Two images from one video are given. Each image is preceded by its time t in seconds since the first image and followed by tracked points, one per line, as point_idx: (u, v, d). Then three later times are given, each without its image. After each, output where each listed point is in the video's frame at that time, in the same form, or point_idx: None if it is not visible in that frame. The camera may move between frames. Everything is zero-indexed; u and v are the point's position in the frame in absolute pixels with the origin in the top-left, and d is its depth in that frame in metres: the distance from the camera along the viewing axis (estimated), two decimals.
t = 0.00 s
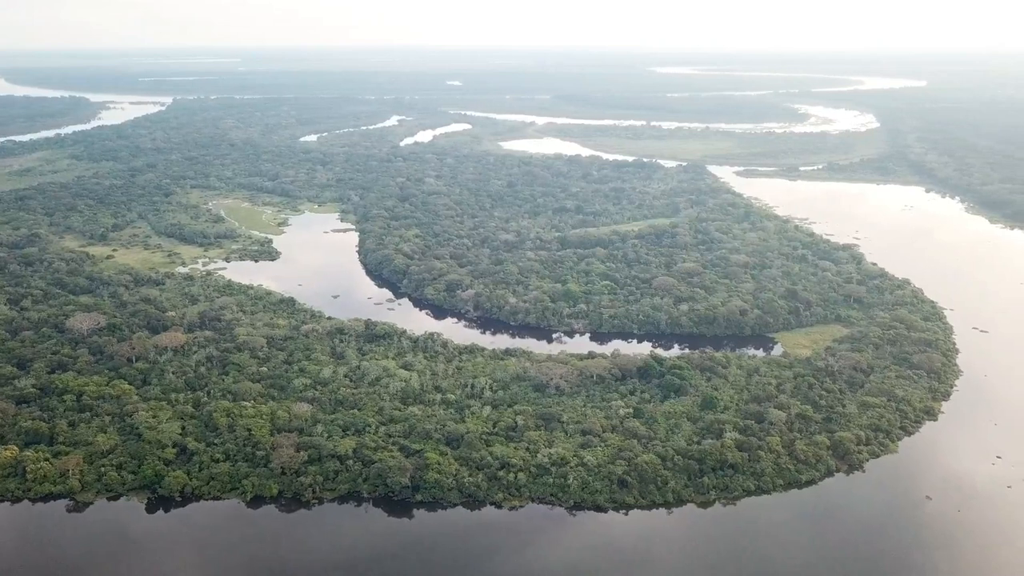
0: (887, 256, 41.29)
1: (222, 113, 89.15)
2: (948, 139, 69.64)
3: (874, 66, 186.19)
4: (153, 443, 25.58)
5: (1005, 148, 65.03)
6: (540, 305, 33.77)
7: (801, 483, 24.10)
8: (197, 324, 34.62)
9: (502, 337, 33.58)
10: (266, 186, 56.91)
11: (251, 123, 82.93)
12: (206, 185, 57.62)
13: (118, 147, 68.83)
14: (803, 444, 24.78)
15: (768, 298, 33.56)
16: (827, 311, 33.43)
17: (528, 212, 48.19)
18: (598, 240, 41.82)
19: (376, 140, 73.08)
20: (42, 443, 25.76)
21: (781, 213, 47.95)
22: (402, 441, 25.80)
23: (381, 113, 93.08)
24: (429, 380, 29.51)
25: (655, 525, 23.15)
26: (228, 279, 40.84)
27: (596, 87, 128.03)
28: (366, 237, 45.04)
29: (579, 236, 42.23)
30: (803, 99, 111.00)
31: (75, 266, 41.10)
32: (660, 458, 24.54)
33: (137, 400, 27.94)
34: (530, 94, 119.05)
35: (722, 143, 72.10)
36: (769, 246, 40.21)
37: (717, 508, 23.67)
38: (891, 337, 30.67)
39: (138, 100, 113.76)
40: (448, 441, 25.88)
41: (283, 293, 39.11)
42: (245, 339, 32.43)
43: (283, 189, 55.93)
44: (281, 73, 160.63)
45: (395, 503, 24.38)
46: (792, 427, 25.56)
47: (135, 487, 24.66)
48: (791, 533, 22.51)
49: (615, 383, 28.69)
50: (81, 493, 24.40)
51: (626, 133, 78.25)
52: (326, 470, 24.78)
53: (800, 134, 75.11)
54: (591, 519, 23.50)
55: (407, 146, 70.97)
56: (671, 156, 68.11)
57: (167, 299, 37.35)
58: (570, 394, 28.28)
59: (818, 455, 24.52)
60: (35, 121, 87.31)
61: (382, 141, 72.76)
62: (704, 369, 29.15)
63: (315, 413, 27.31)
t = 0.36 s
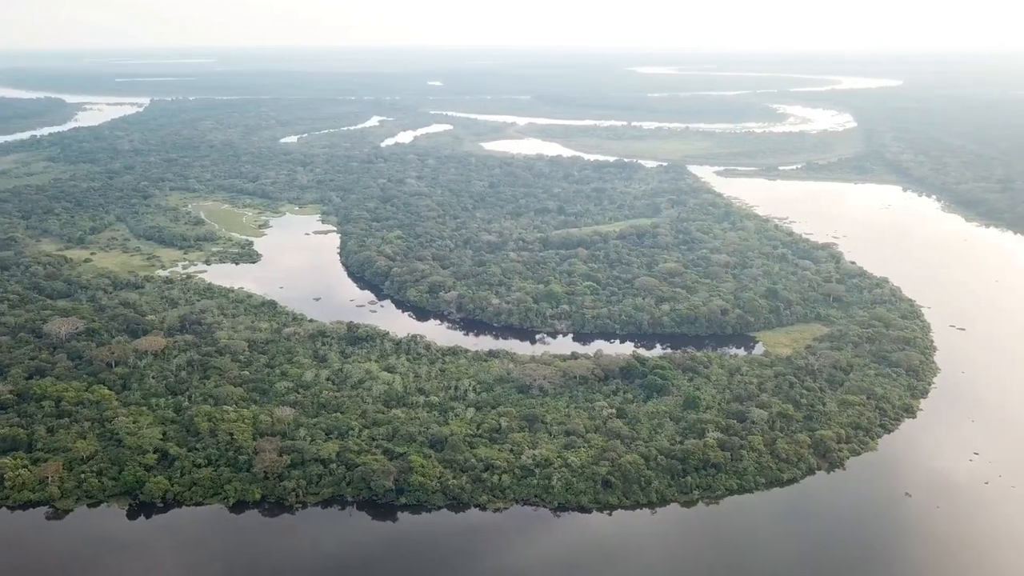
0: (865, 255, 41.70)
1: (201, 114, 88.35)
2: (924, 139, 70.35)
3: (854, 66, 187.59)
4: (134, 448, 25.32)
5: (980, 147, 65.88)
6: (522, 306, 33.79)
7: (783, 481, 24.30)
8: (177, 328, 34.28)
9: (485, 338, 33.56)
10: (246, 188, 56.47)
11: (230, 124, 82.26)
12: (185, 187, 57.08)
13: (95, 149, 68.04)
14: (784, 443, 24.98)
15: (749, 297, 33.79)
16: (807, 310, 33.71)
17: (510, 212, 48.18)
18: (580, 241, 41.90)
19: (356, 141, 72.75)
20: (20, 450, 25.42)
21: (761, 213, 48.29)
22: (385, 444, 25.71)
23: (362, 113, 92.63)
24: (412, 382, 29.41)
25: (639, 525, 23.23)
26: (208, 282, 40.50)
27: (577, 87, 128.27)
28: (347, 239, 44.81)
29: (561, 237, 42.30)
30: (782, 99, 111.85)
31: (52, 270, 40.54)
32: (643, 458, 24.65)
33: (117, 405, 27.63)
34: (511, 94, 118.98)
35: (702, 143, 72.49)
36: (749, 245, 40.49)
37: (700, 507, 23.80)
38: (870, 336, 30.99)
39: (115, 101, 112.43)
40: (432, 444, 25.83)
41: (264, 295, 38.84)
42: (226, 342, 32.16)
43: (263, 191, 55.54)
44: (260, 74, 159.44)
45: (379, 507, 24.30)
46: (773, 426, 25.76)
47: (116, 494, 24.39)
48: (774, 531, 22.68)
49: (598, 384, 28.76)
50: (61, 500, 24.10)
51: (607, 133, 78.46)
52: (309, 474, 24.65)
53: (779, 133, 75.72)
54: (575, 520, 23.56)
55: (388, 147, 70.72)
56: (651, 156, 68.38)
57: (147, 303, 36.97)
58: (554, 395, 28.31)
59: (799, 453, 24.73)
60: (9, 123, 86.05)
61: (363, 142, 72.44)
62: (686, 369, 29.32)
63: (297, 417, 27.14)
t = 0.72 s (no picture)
0: (850, 254, 41.96)
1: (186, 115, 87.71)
2: (907, 138, 70.83)
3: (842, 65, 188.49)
4: (120, 453, 25.11)
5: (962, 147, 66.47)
6: (510, 307, 33.80)
7: (770, 480, 24.42)
8: (163, 331, 34.02)
9: (473, 340, 33.53)
10: (232, 190, 56.14)
11: (215, 125, 81.69)
12: (170, 189, 56.65)
13: (78, 150, 67.42)
14: (771, 442, 25.11)
15: (735, 298, 33.95)
16: (793, 309, 33.91)
17: (497, 213, 48.15)
18: (567, 242, 41.94)
19: (342, 141, 72.48)
20: (4, 455, 25.14)
21: (747, 213, 48.52)
22: (373, 447, 25.62)
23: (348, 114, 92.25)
24: (400, 384, 29.33)
25: (627, 526, 23.28)
26: (194, 285, 40.20)
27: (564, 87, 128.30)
28: (334, 241, 44.64)
29: (548, 237, 42.32)
30: (767, 99, 112.40)
31: (35, 273, 40.11)
32: (631, 459, 24.70)
33: (102, 410, 27.39)
34: (497, 94, 118.83)
35: (688, 143, 72.73)
36: (735, 245, 40.66)
37: (688, 508, 23.87)
38: (855, 335, 31.20)
39: (98, 102, 111.36)
40: (421, 446, 25.76)
41: (251, 298, 38.63)
42: (212, 346, 31.95)
43: (249, 193, 55.25)
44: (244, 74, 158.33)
45: (368, 509, 24.23)
46: (760, 425, 25.89)
47: (102, 499, 24.18)
48: (761, 530, 22.79)
49: (586, 384, 28.80)
50: (46, 506, 23.86)
51: (593, 133, 78.56)
52: (297, 478, 24.54)
53: (764, 133, 76.09)
54: (564, 522, 23.57)
55: (375, 147, 70.49)
56: (637, 156, 68.53)
57: (132, 306, 36.66)
58: (542, 396, 28.32)
59: (785, 452, 24.88)
60: None
61: (349, 142, 72.17)
62: (674, 369, 29.42)
63: (285, 420, 26.99)
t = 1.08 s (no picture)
0: (837, 254, 42.16)
1: (172, 116, 87.13)
2: (893, 138, 71.26)
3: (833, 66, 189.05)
4: (108, 457, 24.93)
5: (947, 146, 66.98)
6: (499, 308, 33.79)
7: (759, 480, 24.51)
8: (151, 333, 33.78)
9: (463, 341, 33.49)
10: (220, 191, 55.83)
11: (203, 125, 81.20)
12: (158, 190, 56.27)
13: (64, 151, 66.89)
14: (760, 442, 25.22)
15: (724, 298, 34.07)
16: (781, 309, 34.06)
17: (486, 214, 48.10)
18: (556, 243, 41.96)
19: (331, 142, 72.23)
20: None
21: (735, 213, 48.70)
22: (363, 449, 25.56)
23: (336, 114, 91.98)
24: (390, 386, 29.26)
25: (617, 527, 23.31)
26: (182, 287, 39.98)
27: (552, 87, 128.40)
28: (322, 242, 44.50)
29: (537, 238, 42.31)
30: (754, 99, 112.89)
31: (21, 276, 39.73)
32: (621, 460, 24.74)
33: (90, 414, 27.19)
34: (486, 94, 118.70)
35: (676, 143, 72.92)
36: (723, 246, 40.80)
37: (677, 508, 23.93)
38: (843, 335, 31.36)
39: (83, 103, 110.44)
40: (411, 448, 25.70)
41: (239, 300, 38.46)
42: (201, 348, 31.76)
43: (237, 194, 54.97)
44: (231, 74, 157.44)
45: (358, 512, 24.16)
46: (749, 425, 25.99)
47: (90, 504, 24.02)
48: (750, 529, 22.89)
49: (576, 385, 28.81)
50: (33, 511, 23.67)
51: (582, 133, 78.63)
52: (287, 481, 24.45)
53: (752, 133, 76.40)
54: (554, 523, 23.59)
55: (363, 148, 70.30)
56: (626, 157, 68.66)
57: (119, 309, 36.38)
58: (532, 397, 28.31)
59: (774, 452, 24.98)
60: None
61: (337, 143, 71.92)
62: (663, 369, 29.49)
63: (274, 423, 26.86)
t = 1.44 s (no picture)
0: (825, 254, 42.35)
1: (159, 117, 86.52)
2: (880, 138, 71.63)
3: (823, 66, 189.39)
4: (96, 461, 24.76)
5: (933, 146, 67.41)
6: (489, 309, 33.77)
7: (749, 480, 24.62)
8: (139, 336, 33.58)
9: (453, 342, 33.44)
10: (208, 192, 55.51)
11: (190, 126, 80.69)
12: (145, 192, 55.89)
13: (50, 153, 66.33)
14: (749, 442, 25.32)
15: (713, 298, 34.18)
16: (769, 308, 34.21)
17: (476, 215, 48.03)
18: (546, 243, 41.98)
19: (319, 143, 71.94)
20: None
21: (724, 213, 48.85)
22: (354, 452, 25.49)
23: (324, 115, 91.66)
24: (380, 389, 29.17)
25: (608, 528, 23.37)
26: (170, 289, 39.76)
27: (540, 87, 128.33)
28: (311, 243, 44.34)
29: (527, 239, 42.31)
30: (742, 99, 113.23)
31: (7, 278, 39.36)
32: (611, 460, 24.79)
33: (78, 417, 27.00)
34: (475, 94, 118.52)
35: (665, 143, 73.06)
36: (712, 246, 40.91)
37: (667, 508, 24.01)
38: (830, 335, 31.52)
39: (69, 104, 109.49)
40: (401, 450, 25.66)
41: (228, 302, 38.29)
42: (189, 351, 31.57)
43: (225, 196, 54.68)
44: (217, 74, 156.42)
45: (348, 515, 24.11)
46: (738, 426, 26.09)
47: (78, 508, 23.84)
48: (740, 529, 22.99)
49: (566, 386, 28.83)
50: (21, 516, 23.48)
51: (571, 133, 78.64)
52: (277, 484, 24.36)
53: (740, 133, 76.63)
54: (545, 524, 23.61)
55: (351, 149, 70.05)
56: (615, 157, 68.73)
57: (107, 311, 36.14)
58: (522, 399, 28.32)
59: (763, 452, 25.09)
60: None
61: (326, 144, 71.64)
62: (652, 370, 29.55)
63: (264, 425, 26.74)
